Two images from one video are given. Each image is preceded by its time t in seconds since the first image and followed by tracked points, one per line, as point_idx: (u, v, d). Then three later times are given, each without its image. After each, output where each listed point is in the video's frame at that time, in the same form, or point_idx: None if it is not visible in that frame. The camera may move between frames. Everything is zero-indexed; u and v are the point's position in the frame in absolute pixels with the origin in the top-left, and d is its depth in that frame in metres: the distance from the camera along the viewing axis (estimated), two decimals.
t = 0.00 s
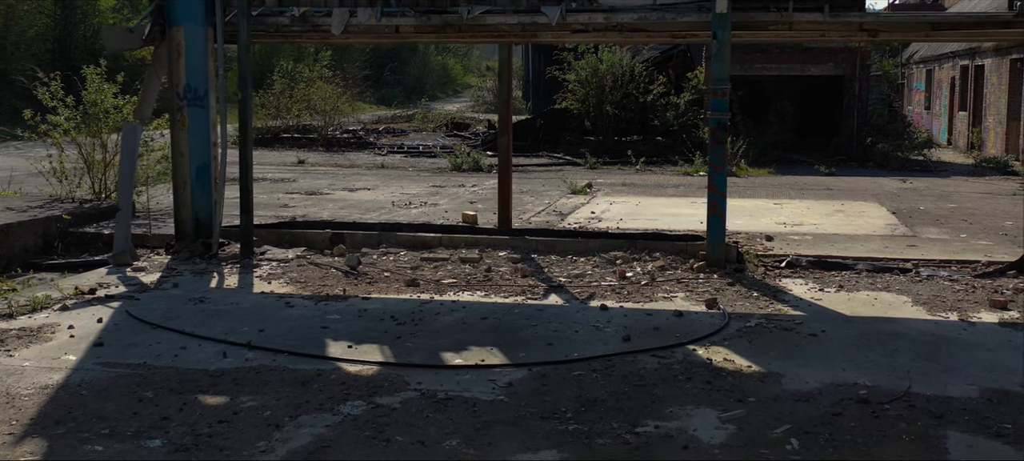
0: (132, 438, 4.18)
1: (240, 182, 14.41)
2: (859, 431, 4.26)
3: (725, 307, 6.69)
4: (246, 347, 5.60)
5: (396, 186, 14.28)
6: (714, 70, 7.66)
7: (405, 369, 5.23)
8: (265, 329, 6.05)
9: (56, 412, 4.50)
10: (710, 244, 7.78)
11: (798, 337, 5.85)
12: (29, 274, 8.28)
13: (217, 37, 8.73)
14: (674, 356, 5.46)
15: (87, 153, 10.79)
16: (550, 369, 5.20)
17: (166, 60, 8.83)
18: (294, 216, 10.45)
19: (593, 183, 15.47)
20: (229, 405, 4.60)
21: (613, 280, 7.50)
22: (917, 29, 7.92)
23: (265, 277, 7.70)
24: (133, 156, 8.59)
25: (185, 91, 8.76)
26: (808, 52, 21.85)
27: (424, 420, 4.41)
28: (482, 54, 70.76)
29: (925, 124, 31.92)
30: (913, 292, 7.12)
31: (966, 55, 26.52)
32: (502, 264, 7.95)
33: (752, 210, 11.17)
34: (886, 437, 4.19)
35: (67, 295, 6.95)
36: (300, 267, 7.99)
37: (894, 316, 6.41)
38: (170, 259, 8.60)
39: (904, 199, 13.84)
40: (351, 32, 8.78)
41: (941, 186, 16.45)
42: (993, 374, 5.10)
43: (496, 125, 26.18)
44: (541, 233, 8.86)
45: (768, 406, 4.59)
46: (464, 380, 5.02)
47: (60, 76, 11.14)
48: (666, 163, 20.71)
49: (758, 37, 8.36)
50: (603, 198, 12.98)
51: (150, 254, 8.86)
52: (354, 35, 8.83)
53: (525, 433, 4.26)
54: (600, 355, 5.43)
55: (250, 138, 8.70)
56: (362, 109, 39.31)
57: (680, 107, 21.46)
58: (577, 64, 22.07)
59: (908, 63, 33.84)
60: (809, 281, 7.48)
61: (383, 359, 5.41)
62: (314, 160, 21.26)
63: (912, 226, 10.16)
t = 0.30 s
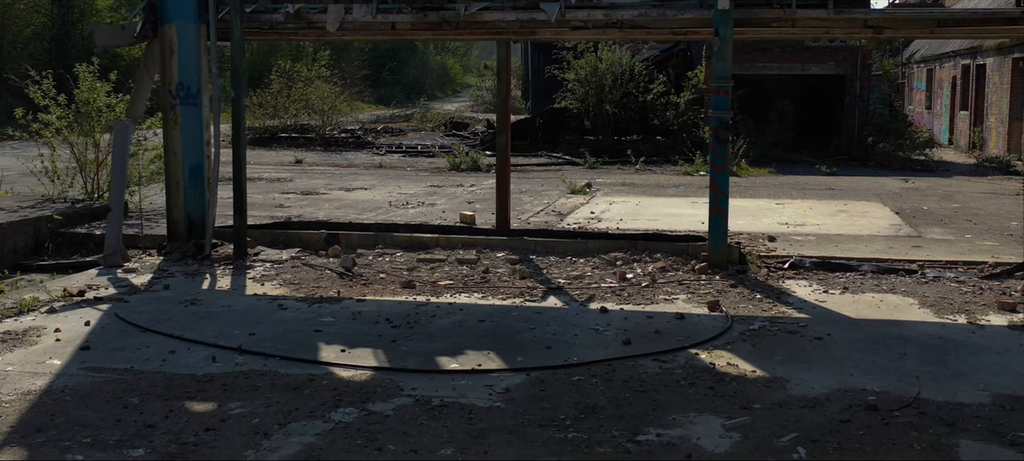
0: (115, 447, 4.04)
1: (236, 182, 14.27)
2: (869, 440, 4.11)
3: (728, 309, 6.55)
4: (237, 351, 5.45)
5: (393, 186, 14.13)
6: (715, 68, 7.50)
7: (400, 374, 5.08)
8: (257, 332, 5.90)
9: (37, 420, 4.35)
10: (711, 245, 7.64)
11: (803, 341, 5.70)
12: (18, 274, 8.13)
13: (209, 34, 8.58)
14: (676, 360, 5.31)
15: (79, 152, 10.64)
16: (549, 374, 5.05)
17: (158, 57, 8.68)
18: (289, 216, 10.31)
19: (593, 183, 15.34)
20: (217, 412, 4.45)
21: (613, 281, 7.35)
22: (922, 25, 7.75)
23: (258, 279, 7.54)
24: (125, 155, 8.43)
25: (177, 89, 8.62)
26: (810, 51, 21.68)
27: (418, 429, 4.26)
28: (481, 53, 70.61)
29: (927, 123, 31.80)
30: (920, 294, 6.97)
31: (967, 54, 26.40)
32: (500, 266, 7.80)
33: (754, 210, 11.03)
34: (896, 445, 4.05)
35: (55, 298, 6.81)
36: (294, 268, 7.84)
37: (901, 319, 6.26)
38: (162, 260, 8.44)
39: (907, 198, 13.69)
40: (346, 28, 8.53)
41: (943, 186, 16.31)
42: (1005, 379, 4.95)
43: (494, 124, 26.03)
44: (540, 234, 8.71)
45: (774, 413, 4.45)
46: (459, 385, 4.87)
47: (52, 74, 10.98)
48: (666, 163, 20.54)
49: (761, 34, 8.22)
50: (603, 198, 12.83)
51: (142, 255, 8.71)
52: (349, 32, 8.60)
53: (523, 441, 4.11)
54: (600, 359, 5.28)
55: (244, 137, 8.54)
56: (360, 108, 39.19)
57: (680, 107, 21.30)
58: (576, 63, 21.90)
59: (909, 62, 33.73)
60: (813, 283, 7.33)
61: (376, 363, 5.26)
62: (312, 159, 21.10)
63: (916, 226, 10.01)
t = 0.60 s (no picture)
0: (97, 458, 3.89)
1: (231, 182, 14.11)
2: (878, 450, 3.96)
3: (730, 312, 6.40)
4: (226, 356, 5.30)
5: (390, 186, 13.98)
6: (716, 66, 7.37)
7: (394, 379, 4.93)
8: (248, 336, 5.75)
9: (17, 429, 4.20)
10: (713, 246, 7.49)
11: (808, 345, 5.56)
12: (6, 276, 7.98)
13: (202, 31, 8.43)
14: (678, 365, 5.17)
15: (71, 152, 10.49)
16: (547, 380, 4.91)
17: (150, 55, 8.53)
18: (284, 217, 10.16)
19: (592, 183, 15.22)
20: (203, 421, 4.30)
21: (613, 284, 7.20)
22: (927, 23, 7.58)
23: (250, 281, 7.40)
24: (115, 155, 8.27)
25: (169, 88, 8.47)
26: (811, 51, 21.49)
27: (410, 438, 4.12)
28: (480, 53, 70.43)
29: (927, 123, 31.66)
30: (926, 296, 6.82)
31: (968, 54, 26.26)
32: (498, 267, 7.65)
33: (755, 211, 10.88)
34: (906, 454, 3.91)
35: (42, 301, 6.66)
36: (288, 270, 7.69)
37: (908, 323, 6.12)
38: (154, 261, 8.28)
39: (910, 199, 13.53)
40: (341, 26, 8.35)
41: (945, 186, 16.18)
42: (1017, 386, 4.81)
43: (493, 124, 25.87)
44: (538, 235, 8.56)
45: (780, 421, 4.30)
46: (455, 392, 4.72)
47: (44, 72, 10.82)
48: (666, 163, 20.36)
49: (765, 31, 8.05)
50: (602, 198, 12.67)
51: (133, 256, 8.55)
52: (344, 30, 8.42)
53: (519, 451, 3.96)
54: (600, 364, 5.14)
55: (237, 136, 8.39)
56: (358, 108, 39.01)
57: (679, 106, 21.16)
58: (575, 62, 21.76)
59: (910, 62, 33.59)
60: (817, 285, 7.18)
61: (369, 368, 5.12)
62: (309, 159, 20.97)
63: (920, 227, 9.86)
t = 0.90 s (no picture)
0: None
1: (227, 182, 13.95)
2: None
3: (733, 316, 6.26)
4: (215, 362, 5.16)
5: (388, 186, 13.83)
6: (719, 64, 7.24)
7: (388, 387, 4.78)
8: (239, 341, 5.61)
9: None
10: (715, 248, 7.35)
11: (813, 350, 5.41)
12: None
13: (195, 29, 8.28)
14: (680, 371, 5.03)
15: (63, 152, 10.35)
16: (546, 387, 4.76)
17: (142, 53, 8.38)
18: (280, 218, 10.01)
19: (591, 182, 15.09)
20: (190, 430, 4.16)
21: (613, 286, 7.06)
22: (933, 20, 7.44)
23: (243, 283, 7.25)
24: (107, 156, 8.10)
25: (161, 86, 8.32)
26: (811, 49, 21.35)
27: (404, 448, 3.97)
28: (479, 52, 70.26)
29: (929, 122, 31.53)
30: (933, 299, 6.67)
31: (970, 53, 26.12)
32: (496, 269, 7.50)
33: (757, 211, 10.74)
34: None
35: (29, 304, 6.51)
36: (282, 273, 7.54)
37: (915, 326, 5.97)
38: (146, 263, 8.11)
39: (914, 199, 13.38)
40: (337, 24, 8.19)
41: (947, 186, 16.05)
42: None
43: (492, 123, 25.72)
44: (537, 236, 8.41)
45: (786, 430, 4.16)
46: (450, 400, 4.58)
47: (36, 71, 10.66)
48: (666, 163, 20.20)
49: (768, 29, 7.90)
50: (602, 198, 12.53)
51: (124, 258, 8.39)
52: (340, 28, 8.26)
53: None
54: (599, 370, 4.99)
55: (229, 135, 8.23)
56: (356, 107, 38.84)
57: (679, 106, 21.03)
58: (574, 61, 21.61)
59: (911, 61, 33.45)
60: (821, 287, 7.04)
61: (363, 375, 4.97)
62: (307, 159, 20.83)
63: (925, 228, 9.72)
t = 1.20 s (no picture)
0: None
1: (222, 183, 13.77)
2: None
3: (737, 321, 6.09)
4: (203, 370, 4.99)
5: (385, 187, 13.64)
6: (722, 62, 7.07)
7: (381, 396, 4.62)
8: (228, 348, 5.44)
9: None
10: (718, 250, 7.18)
11: (820, 357, 5.25)
12: None
13: (187, 27, 8.10)
14: (684, 380, 4.86)
15: (54, 152, 10.17)
16: (545, 396, 4.60)
17: (132, 51, 8.21)
18: (274, 219, 9.85)
19: (591, 183, 14.92)
20: (174, 443, 3.99)
21: (614, 290, 6.89)
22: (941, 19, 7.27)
23: (235, 287, 7.08)
24: (97, 157, 7.92)
25: (152, 85, 8.15)
26: (812, 49, 21.17)
27: None
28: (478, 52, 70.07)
29: (929, 122, 31.39)
30: (941, 304, 6.50)
31: (971, 52, 25.96)
32: (494, 273, 7.33)
33: (760, 213, 10.57)
34: None
35: (15, 309, 6.34)
36: (275, 276, 7.36)
37: (924, 332, 5.81)
38: (136, 266, 7.93)
39: (918, 199, 13.22)
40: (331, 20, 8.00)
41: (951, 187, 15.89)
42: None
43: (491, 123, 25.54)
44: (537, 239, 8.24)
45: (796, 443, 3.99)
46: (446, 410, 4.42)
47: (26, 69, 10.47)
48: (666, 163, 20.03)
49: (772, 26, 7.74)
50: (602, 199, 12.35)
51: (114, 261, 8.21)
52: (335, 24, 8.08)
53: None
54: (600, 379, 4.83)
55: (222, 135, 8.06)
56: (355, 107, 38.63)
57: (680, 105, 20.87)
58: (573, 61, 21.44)
59: (911, 61, 33.31)
60: (827, 291, 6.88)
61: (355, 383, 4.81)
62: (304, 159, 20.64)
63: (930, 229, 9.55)
